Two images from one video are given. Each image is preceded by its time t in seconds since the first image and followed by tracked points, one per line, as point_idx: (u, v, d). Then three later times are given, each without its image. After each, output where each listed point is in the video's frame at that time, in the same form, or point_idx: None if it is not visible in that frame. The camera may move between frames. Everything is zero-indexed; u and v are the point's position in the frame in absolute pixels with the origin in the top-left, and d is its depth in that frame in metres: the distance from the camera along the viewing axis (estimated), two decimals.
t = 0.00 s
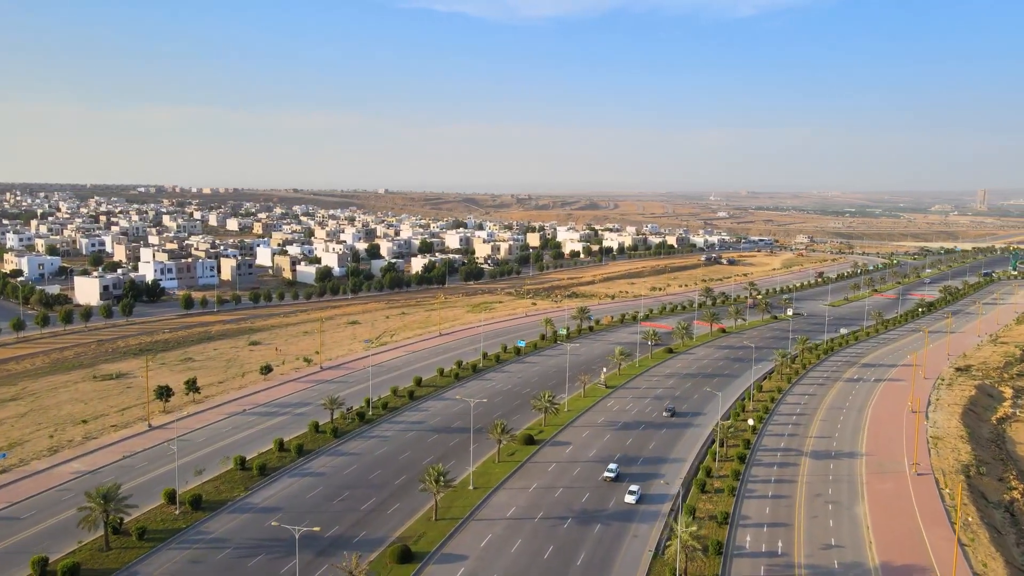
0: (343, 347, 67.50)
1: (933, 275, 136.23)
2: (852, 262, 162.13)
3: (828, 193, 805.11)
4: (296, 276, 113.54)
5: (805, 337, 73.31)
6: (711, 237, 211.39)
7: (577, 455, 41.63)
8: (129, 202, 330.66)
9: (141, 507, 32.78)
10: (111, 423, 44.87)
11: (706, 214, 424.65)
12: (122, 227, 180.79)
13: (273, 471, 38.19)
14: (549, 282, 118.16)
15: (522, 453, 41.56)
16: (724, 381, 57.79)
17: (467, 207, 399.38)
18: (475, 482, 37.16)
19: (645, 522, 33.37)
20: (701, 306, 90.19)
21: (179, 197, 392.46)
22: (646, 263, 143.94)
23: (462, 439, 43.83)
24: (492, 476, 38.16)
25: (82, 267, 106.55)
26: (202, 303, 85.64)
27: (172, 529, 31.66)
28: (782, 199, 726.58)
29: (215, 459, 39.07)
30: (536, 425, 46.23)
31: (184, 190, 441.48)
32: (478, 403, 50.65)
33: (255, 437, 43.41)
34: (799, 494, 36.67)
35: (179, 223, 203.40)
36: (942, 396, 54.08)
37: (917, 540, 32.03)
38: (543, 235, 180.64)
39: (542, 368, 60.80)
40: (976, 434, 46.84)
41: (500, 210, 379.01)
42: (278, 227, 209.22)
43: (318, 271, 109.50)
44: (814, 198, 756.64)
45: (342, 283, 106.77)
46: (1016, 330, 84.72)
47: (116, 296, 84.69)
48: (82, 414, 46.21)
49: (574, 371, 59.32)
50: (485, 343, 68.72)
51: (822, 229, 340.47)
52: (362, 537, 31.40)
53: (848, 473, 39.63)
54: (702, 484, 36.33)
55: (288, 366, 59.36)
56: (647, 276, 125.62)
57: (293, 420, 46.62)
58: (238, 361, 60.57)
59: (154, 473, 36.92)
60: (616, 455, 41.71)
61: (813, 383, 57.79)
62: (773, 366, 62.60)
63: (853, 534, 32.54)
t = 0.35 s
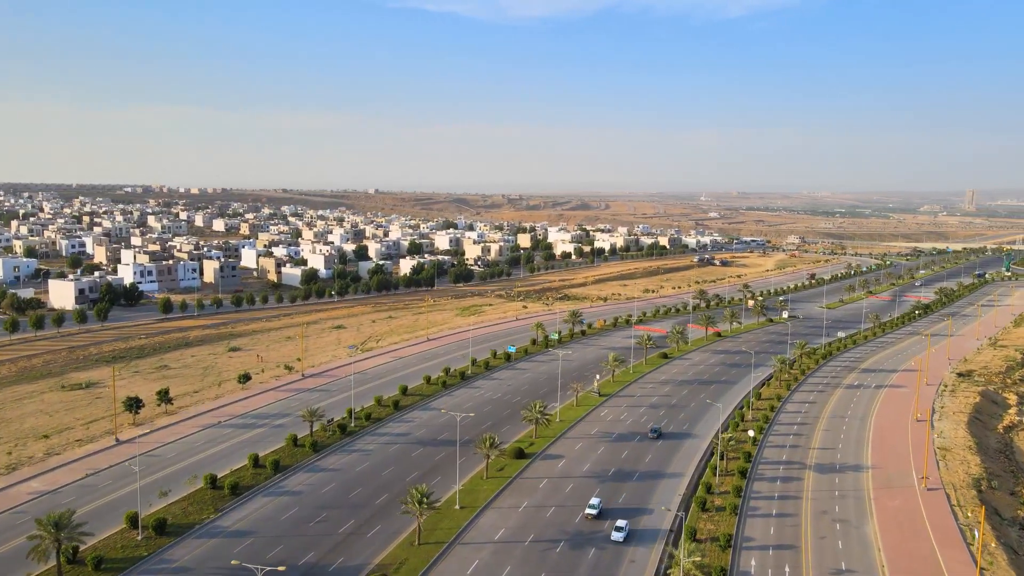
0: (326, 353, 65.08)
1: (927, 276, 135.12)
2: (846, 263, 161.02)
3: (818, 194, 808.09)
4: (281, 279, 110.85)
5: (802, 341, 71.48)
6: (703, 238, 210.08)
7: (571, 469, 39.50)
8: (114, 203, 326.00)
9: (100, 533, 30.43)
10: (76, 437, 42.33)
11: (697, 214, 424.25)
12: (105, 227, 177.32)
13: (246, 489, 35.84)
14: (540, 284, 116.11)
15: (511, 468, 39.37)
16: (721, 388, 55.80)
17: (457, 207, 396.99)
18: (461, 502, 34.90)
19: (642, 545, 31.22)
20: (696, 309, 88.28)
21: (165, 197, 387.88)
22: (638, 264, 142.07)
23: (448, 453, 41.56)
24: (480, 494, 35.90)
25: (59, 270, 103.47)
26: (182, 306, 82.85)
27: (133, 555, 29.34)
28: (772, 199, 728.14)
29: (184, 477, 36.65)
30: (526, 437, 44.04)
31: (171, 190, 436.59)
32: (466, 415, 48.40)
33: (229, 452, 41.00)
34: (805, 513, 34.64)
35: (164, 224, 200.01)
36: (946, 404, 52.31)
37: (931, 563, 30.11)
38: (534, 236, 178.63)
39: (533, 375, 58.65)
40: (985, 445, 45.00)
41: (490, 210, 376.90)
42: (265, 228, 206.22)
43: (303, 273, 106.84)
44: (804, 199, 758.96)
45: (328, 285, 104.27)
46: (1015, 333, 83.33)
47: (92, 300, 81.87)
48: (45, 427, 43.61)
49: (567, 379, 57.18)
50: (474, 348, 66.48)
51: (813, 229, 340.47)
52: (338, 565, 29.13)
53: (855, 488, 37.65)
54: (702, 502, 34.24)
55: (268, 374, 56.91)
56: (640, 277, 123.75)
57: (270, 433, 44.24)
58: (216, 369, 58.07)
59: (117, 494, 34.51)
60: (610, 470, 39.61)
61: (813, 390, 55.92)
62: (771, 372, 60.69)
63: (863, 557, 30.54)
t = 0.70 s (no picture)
0: (311, 359, 62.87)
1: (921, 277, 134.23)
2: (839, 263, 159.97)
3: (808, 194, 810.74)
4: (267, 281, 108.24)
5: (800, 346, 69.90)
6: (695, 238, 208.90)
7: (564, 484, 37.56)
8: (100, 203, 321.80)
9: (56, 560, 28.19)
10: (41, 452, 39.99)
11: (688, 214, 423.79)
12: (88, 228, 173.94)
13: (219, 509, 33.68)
14: (532, 286, 114.28)
15: (501, 484, 37.30)
16: (719, 396, 54.04)
17: (448, 207, 394.74)
18: (448, 522, 32.83)
19: (640, 569, 29.26)
20: (690, 312, 86.61)
21: (152, 197, 383.48)
22: (631, 265, 140.43)
23: (435, 467, 39.51)
24: (468, 513, 33.86)
25: (37, 272, 100.56)
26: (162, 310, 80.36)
27: None
28: (763, 199, 729.57)
29: (152, 496, 34.42)
30: (517, 449, 42.04)
31: (158, 190, 431.80)
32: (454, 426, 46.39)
33: (202, 467, 38.72)
34: (811, 531, 32.78)
35: (149, 224, 196.79)
36: (951, 411, 50.67)
37: None
38: (525, 236, 176.68)
39: (524, 382, 56.58)
40: (993, 455, 43.38)
41: (481, 211, 374.95)
42: (253, 229, 203.40)
43: (289, 275, 104.40)
44: (795, 199, 760.98)
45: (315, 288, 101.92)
46: (1013, 335, 82.13)
47: (69, 304, 79.22)
48: (8, 441, 41.20)
49: (559, 386, 55.15)
50: (463, 353, 64.35)
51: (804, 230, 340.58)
52: None
53: (862, 503, 35.88)
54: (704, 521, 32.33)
55: (248, 382, 54.64)
56: (633, 279, 122.01)
57: (248, 446, 41.99)
58: (194, 377, 55.71)
59: (80, 516, 32.27)
60: (605, 485, 37.62)
61: (813, 396, 54.25)
62: (769, 378, 58.98)
63: None
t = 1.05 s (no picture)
0: (292, 366, 60.39)
1: (916, 279, 133.03)
2: (832, 264, 158.96)
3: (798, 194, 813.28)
4: (251, 283, 105.50)
5: (798, 350, 68.03)
6: (687, 239, 207.48)
7: (556, 503, 35.38)
8: (85, 203, 316.97)
9: None
10: None
11: (679, 214, 422.96)
12: (69, 229, 170.25)
13: (186, 533, 31.31)
14: (522, 288, 112.19)
15: (489, 503, 35.07)
16: (716, 404, 52.02)
17: (438, 207, 392.00)
18: (432, 547, 30.60)
19: None
20: (684, 315, 84.68)
21: (139, 198, 378.62)
22: (623, 267, 138.56)
23: (420, 484, 37.23)
24: (454, 536, 31.61)
25: (11, 275, 97.36)
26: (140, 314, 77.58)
27: None
28: (753, 199, 730.86)
29: (114, 521, 32.00)
30: (507, 464, 39.81)
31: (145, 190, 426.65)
32: (441, 439, 44.12)
33: (169, 486, 36.31)
34: (820, 553, 30.73)
35: (133, 224, 193.22)
36: (957, 420, 48.88)
37: None
38: (516, 237, 174.61)
39: (514, 390, 54.42)
40: (1004, 467, 41.58)
41: (472, 211, 372.69)
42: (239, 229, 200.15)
43: (274, 277, 101.69)
44: (785, 199, 762.85)
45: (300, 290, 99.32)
46: (1012, 338, 80.69)
47: (42, 308, 76.31)
48: None
49: (550, 394, 53.02)
50: (451, 360, 62.06)
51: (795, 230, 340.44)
52: None
53: (872, 522, 33.91)
54: (706, 544, 30.25)
55: (226, 391, 52.13)
56: (624, 281, 120.14)
57: (220, 462, 39.57)
58: (169, 386, 53.13)
59: (32, 543, 29.80)
60: (600, 503, 35.47)
61: (813, 404, 52.34)
62: (767, 384, 57.05)
63: None
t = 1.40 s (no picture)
0: (275, 372, 58.18)
1: (911, 280, 131.91)
2: (826, 265, 157.85)
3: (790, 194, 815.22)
4: (236, 285, 103.01)
5: (797, 355, 66.35)
6: (681, 239, 206.14)
7: (549, 521, 33.42)
8: (71, 203, 312.63)
9: None
10: None
11: (671, 214, 422.04)
12: (52, 229, 166.96)
13: (152, 559, 29.17)
14: (515, 289, 110.28)
15: (479, 522, 33.04)
16: (715, 412, 50.17)
17: (430, 207, 389.54)
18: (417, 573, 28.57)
19: None
20: (679, 318, 82.98)
21: (126, 198, 374.15)
22: (616, 268, 136.93)
23: (405, 501, 35.13)
24: (441, 561, 29.55)
25: None
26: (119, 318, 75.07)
27: None
28: (745, 199, 731.70)
29: (75, 547, 29.83)
30: (498, 479, 37.79)
31: (133, 190, 422.17)
32: (428, 451, 42.04)
33: (137, 506, 34.13)
34: None
35: (118, 224, 190.03)
36: (964, 429, 47.21)
37: None
38: (508, 238, 172.63)
39: (505, 398, 52.38)
40: (1016, 479, 39.89)
41: (463, 211, 370.55)
42: (226, 229, 197.24)
43: (260, 279, 99.23)
44: (777, 199, 764.22)
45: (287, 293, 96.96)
46: (1013, 342, 79.35)
47: (17, 312, 73.72)
48: None
49: (543, 402, 51.04)
50: (440, 366, 59.96)
51: (787, 230, 340.21)
52: None
53: (884, 540, 32.10)
54: (710, 568, 28.38)
55: (204, 400, 49.88)
56: (618, 282, 118.42)
57: (193, 478, 37.38)
58: (145, 395, 50.79)
59: None
60: (596, 521, 33.49)
61: (815, 412, 50.57)
62: (767, 391, 55.28)
63: None
